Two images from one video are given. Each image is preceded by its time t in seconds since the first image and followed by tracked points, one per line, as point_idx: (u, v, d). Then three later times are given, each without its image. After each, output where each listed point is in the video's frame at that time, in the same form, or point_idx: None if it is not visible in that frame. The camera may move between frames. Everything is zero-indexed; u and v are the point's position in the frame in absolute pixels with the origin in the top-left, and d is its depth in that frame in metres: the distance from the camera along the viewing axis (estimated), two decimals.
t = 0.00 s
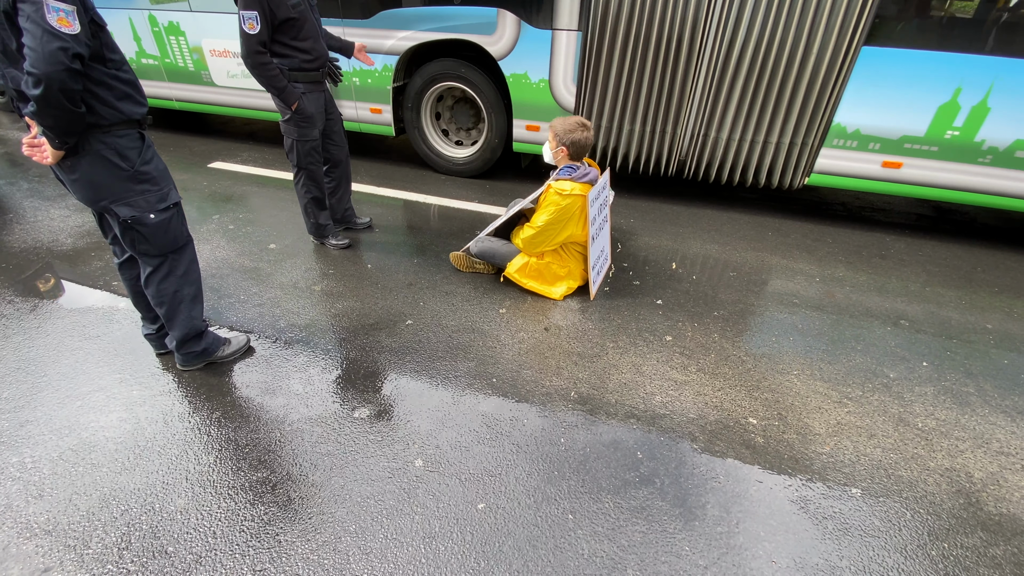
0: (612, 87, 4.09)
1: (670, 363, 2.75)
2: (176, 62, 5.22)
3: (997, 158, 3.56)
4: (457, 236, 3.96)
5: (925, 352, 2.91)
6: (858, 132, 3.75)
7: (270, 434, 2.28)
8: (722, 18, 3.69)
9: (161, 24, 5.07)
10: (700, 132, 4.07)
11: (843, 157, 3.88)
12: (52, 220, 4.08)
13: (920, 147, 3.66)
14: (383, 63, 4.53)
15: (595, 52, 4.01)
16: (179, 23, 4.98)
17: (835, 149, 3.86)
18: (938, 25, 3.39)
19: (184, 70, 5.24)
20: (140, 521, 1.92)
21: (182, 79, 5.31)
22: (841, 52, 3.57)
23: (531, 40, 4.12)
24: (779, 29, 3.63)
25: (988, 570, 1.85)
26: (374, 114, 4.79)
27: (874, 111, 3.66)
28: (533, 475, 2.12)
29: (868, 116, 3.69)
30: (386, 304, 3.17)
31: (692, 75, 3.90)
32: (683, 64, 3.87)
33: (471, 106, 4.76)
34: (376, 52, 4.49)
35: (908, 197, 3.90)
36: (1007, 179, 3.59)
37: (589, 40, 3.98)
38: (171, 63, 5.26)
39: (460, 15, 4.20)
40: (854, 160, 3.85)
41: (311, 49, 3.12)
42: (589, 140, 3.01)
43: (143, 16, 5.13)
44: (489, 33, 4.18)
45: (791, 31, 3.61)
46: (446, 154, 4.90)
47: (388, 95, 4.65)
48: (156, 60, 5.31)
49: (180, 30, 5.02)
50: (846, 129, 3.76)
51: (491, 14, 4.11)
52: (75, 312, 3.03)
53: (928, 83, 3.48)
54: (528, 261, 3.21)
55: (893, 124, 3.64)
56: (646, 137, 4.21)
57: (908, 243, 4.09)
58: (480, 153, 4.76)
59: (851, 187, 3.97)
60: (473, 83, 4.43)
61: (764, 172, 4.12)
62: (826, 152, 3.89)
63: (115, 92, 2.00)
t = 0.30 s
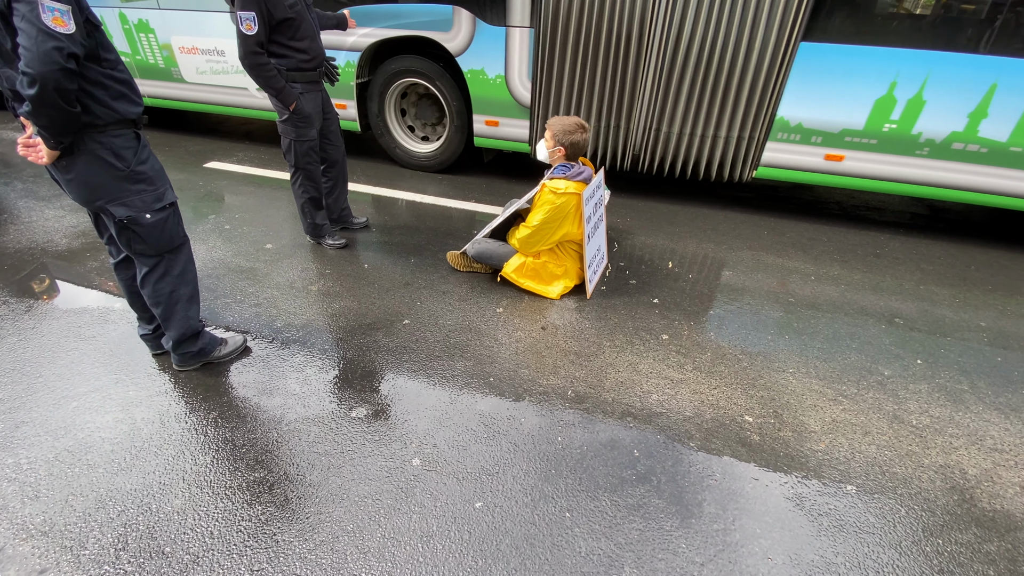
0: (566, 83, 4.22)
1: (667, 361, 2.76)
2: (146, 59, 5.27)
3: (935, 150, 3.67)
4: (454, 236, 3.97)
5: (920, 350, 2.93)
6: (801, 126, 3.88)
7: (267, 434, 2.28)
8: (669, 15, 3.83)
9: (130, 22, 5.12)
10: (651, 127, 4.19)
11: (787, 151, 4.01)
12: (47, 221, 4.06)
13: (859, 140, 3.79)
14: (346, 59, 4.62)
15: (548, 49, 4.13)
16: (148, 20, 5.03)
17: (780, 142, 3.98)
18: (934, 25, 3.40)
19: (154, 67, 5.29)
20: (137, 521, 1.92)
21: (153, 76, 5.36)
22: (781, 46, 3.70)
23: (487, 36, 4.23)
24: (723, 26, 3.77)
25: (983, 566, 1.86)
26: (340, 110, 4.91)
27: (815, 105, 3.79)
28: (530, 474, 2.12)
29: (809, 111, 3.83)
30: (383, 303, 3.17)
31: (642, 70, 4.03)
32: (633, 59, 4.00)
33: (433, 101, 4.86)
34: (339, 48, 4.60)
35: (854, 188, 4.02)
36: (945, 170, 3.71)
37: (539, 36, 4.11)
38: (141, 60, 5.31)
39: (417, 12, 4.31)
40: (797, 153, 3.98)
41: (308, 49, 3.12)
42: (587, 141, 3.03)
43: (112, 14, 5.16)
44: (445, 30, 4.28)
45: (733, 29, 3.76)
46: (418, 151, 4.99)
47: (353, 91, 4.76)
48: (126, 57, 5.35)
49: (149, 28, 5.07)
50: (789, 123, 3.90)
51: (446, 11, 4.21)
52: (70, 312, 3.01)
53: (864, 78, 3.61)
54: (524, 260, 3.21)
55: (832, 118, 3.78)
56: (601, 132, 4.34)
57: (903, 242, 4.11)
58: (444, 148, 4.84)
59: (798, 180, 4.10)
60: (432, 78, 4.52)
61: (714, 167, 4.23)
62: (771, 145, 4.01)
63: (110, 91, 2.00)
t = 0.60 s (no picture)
0: (519, 78, 4.33)
1: (660, 359, 2.77)
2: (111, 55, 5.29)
3: (869, 141, 3.80)
4: (448, 235, 3.96)
5: (910, 347, 2.95)
6: (740, 119, 4.00)
7: (260, 434, 2.27)
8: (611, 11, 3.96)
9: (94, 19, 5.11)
10: (600, 121, 4.33)
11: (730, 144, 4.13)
12: (37, 220, 4.02)
13: (796, 133, 3.91)
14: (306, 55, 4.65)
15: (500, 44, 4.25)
16: (111, 17, 5.03)
17: (722, 136, 4.10)
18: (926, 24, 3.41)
19: (121, 63, 5.31)
20: (128, 522, 1.91)
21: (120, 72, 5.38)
22: (718, 43, 3.83)
23: (438, 32, 4.32)
24: (663, 22, 3.89)
25: (972, 560, 1.88)
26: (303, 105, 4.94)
27: (753, 99, 3.91)
28: (523, 472, 2.12)
29: (748, 104, 3.94)
30: (375, 303, 3.16)
31: (588, 65, 4.16)
32: (579, 55, 4.14)
33: (393, 95, 4.93)
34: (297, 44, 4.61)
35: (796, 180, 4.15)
36: (880, 161, 3.84)
37: (489, 33, 4.24)
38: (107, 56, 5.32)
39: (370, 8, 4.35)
40: (739, 146, 4.09)
41: (300, 48, 3.11)
42: (579, 140, 3.04)
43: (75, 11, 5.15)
44: (398, 26, 4.33)
45: (674, 25, 3.88)
46: (387, 148, 5.03)
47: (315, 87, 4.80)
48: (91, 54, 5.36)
49: (113, 25, 5.08)
50: (729, 116, 4.02)
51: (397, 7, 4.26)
52: (59, 313, 2.99)
53: (798, 72, 3.72)
54: (518, 259, 3.21)
55: (769, 111, 3.90)
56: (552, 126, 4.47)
57: (894, 240, 4.14)
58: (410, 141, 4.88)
59: (742, 172, 4.21)
60: (385, 73, 4.59)
61: (662, 160, 4.35)
62: (713, 138, 4.13)
63: (98, 89, 1.98)
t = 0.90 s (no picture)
0: (468, 74, 4.39)
1: (655, 358, 2.77)
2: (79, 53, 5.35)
3: (804, 135, 3.91)
4: (442, 235, 3.95)
5: (903, 344, 2.96)
6: (682, 114, 4.11)
7: (253, 436, 2.26)
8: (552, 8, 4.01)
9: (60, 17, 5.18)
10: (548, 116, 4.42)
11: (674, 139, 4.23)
12: (28, 221, 3.99)
13: (736, 128, 4.03)
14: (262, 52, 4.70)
15: (449, 42, 4.31)
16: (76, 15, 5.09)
17: (665, 130, 4.21)
18: (921, 24, 3.40)
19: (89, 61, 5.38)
20: (120, 526, 1.89)
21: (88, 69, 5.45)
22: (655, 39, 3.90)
23: (389, 29, 4.39)
24: (604, 19, 3.94)
25: (965, 557, 1.89)
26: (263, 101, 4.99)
27: (692, 95, 4.02)
28: (518, 472, 2.12)
29: (687, 99, 4.04)
30: (370, 303, 3.15)
31: (534, 62, 4.22)
32: (525, 51, 4.20)
33: (351, 90, 4.97)
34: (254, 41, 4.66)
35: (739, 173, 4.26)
36: (817, 154, 3.95)
37: (439, 29, 4.28)
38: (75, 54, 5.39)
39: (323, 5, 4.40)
40: (681, 140, 4.20)
41: (292, 46, 3.08)
42: (576, 140, 3.03)
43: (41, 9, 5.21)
44: (351, 23, 4.39)
45: (614, 21, 3.93)
46: (351, 142, 5.08)
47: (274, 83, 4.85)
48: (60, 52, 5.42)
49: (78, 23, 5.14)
50: (671, 111, 4.12)
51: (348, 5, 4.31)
52: (50, 315, 2.96)
53: (733, 68, 3.82)
54: (513, 257, 3.20)
55: (708, 106, 4.01)
56: (504, 121, 4.55)
57: (887, 238, 4.16)
58: (372, 132, 4.93)
59: (686, 166, 4.33)
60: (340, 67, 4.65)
61: (612, 153, 4.43)
62: (657, 133, 4.23)
63: (88, 89, 1.96)
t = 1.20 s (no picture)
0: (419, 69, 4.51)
1: (651, 358, 2.77)
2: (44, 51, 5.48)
3: (743, 129, 4.05)
4: (439, 234, 3.93)
5: (899, 342, 2.96)
6: (626, 108, 4.23)
7: (248, 439, 2.24)
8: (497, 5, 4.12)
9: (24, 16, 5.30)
10: (499, 111, 4.54)
11: (620, 133, 4.35)
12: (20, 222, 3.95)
13: (677, 122, 4.16)
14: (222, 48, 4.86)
15: (401, 38, 4.41)
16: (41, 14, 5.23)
17: (610, 125, 4.34)
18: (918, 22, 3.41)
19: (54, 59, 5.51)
20: (113, 531, 1.88)
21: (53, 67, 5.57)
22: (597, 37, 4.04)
23: (342, 25, 4.52)
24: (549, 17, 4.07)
25: (962, 555, 1.89)
26: (222, 96, 5.15)
27: (635, 89, 4.14)
28: (514, 474, 2.11)
29: (630, 95, 4.17)
30: (365, 303, 3.13)
31: (481, 58, 4.35)
32: (472, 48, 4.32)
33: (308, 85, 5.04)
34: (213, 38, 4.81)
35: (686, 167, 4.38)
36: (756, 147, 4.09)
37: (388, 24, 4.40)
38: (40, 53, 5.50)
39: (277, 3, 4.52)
40: (626, 134, 4.33)
41: (284, 45, 3.06)
42: (573, 137, 3.02)
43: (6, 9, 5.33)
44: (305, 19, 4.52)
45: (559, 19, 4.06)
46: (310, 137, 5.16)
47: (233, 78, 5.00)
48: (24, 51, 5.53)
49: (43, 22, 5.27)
50: (615, 106, 4.24)
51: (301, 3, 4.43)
52: (42, 316, 2.94)
53: (671, 63, 3.97)
54: (509, 257, 3.19)
55: (650, 101, 4.13)
56: (455, 115, 4.68)
57: (883, 235, 4.16)
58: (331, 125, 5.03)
59: (632, 160, 4.45)
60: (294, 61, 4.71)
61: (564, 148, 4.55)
62: (602, 128, 4.36)
63: (77, 89, 1.94)
